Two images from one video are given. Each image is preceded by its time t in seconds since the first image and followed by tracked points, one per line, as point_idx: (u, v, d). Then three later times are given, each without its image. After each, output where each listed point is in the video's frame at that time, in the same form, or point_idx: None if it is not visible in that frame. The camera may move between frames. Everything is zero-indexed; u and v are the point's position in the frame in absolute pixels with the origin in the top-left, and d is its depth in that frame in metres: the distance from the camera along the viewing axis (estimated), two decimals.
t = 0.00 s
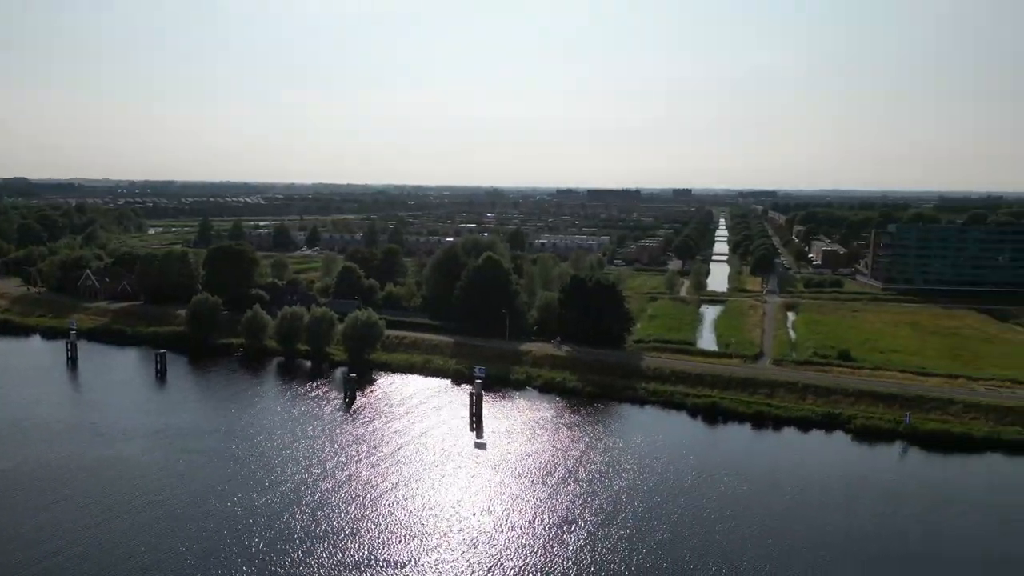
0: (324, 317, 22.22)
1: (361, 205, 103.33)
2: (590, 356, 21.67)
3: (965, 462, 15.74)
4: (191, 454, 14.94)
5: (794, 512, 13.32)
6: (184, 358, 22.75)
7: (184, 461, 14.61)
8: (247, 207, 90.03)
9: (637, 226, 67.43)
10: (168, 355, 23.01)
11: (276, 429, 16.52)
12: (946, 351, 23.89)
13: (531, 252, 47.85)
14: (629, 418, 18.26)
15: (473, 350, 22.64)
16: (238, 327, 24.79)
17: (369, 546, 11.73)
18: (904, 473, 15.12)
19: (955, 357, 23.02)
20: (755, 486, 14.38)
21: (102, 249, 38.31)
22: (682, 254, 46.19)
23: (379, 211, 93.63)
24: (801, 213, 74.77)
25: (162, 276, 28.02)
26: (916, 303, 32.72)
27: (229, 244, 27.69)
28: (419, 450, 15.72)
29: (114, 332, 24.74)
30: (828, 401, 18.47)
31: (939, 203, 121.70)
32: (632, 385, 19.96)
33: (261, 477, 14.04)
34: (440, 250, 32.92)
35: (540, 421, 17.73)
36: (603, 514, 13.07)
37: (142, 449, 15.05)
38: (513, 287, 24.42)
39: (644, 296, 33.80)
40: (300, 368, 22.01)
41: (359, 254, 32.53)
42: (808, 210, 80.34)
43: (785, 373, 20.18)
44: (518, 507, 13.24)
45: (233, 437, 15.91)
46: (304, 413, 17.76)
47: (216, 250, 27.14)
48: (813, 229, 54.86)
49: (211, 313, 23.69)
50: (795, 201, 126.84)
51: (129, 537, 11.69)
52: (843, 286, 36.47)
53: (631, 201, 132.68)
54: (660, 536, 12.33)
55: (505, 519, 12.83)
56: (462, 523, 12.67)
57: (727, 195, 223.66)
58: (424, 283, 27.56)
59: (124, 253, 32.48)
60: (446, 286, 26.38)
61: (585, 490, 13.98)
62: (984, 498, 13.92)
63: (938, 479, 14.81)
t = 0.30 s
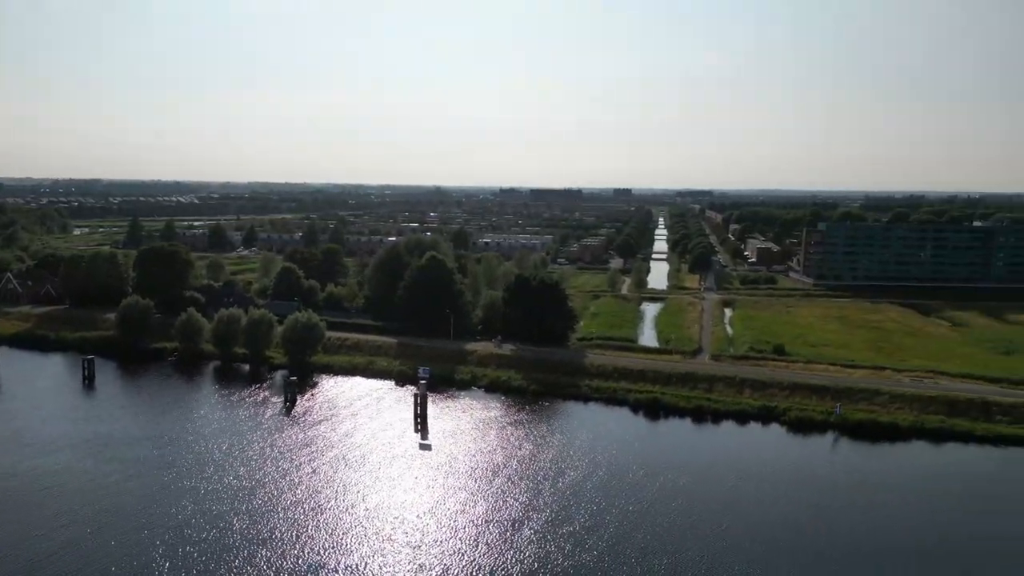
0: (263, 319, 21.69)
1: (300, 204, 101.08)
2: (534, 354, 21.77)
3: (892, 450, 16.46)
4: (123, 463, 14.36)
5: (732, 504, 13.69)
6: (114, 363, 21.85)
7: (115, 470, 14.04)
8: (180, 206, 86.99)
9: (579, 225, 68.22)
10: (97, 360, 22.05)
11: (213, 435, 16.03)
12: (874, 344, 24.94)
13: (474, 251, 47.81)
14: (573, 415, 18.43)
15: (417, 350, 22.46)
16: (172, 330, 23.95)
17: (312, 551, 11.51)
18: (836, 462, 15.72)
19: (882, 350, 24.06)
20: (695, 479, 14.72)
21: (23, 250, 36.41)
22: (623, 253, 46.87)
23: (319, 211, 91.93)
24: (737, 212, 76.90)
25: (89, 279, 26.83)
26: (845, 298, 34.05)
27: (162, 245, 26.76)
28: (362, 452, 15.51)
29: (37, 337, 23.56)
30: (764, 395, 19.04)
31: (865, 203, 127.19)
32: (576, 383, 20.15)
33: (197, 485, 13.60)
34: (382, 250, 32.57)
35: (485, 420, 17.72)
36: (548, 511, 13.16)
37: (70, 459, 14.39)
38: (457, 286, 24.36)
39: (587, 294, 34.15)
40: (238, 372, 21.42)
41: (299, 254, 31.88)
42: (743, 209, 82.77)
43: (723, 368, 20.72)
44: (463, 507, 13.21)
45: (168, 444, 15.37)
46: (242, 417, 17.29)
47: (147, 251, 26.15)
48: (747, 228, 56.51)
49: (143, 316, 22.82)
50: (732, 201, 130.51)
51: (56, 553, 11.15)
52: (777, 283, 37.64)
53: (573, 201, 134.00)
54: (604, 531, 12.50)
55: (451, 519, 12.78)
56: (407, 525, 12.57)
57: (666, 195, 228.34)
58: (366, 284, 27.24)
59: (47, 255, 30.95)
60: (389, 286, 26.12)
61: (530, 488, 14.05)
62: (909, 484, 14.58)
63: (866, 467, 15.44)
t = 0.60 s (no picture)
0: (205, 322, 21.12)
1: (244, 204, 98.60)
2: (484, 353, 21.78)
3: (831, 441, 17.04)
4: (58, 473, 13.81)
5: (678, 497, 13.96)
6: (47, 369, 20.96)
7: (49, 480, 13.49)
8: (117, 206, 83.93)
9: (529, 225, 68.48)
10: (28, 366, 21.13)
11: (153, 442, 15.55)
12: (813, 339, 25.77)
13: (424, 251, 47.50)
14: (523, 414, 18.49)
15: (366, 351, 22.20)
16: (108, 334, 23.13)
17: (258, 558, 11.28)
18: (778, 454, 16.18)
19: (822, 344, 24.86)
20: (643, 474, 14.96)
21: None
22: (572, 252, 47.26)
23: (265, 210, 89.93)
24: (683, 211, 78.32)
25: (18, 281, 25.66)
26: (786, 295, 35.07)
27: (96, 246, 25.82)
28: (310, 456, 15.26)
29: None
30: (710, 390, 19.47)
31: (805, 201, 131.19)
32: (526, 381, 20.24)
33: (137, 494, 13.17)
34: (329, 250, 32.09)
35: (435, 421, 17.63)
36: (499, 510, 13.18)
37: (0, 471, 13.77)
38: (406, 286, 24.18)
39: (537, 293, 34.32)
40: (180, 376, 20.81)
41: (242, 254, 31.15)
42: (689, 208, 84.33)
43: (670, 364, 21.11)
44: (413, 508, 13.14)
45: (106, 453, 14.84)
46: (185, 423, 16.81)
47: (81, 252, 25.17)
48: (693, 227, 57.65)
49: (77, 319, 21.96)
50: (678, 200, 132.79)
51: None
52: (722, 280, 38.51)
53: (523, 200, 134.36)
54: (553, 528, 12.60)
55: (399, 521, 12.69)
56: (356, 528, 12.43)
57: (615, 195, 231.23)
58: (314, 285, 26.80)
59: None
60: (337, 287, 25.76)
61: (480, 487, 14.05)
62: (846, 473, 15.13)
63: (806, 458, 15.96)
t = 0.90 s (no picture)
0: (159, 324, 20.61)
1: (199, 203, 96.29)
2: (446, 353, 21.70)
3: (787, 436, 17.42)
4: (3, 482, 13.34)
5: (638, 493, 14.12)
6: None
7: None
8: (65, 206, 81.16)
9: (491, 224, 68.44)
10: None
11: (104, 448, 15.10)
12: (769, 335, 26.32)
13: (384, 250, 47.11)
14: (485, 413, 18.46)
15: (326, 353, 21.93)
16: (57, 338, 22.39)
17: (215, 564, 11.07)
18: (736, 449, 16.48)
19: (777, 340, 25.44)
20: (604, 471, 15.08)
21: None
22: (534, 252, 47.39)
23: (221, 210, 88.08)
24: (642, 210, 79.17)
25: None
26: (743, 293, 35.75)
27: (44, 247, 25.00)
28: (269, 460, 15.01)
29: None
30: (670, 387, 19.75)
31: (760, 200, 133.93)
32: (488, 380, 20.24)
33: (87, 502, 12.78)
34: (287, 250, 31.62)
35: (397, 423, 17.47)
36: (460, 510, 13.16)
37: None
38: (366, 286, 23.98)
39: (498, 293, 34.32)
40: (132, 380, 20.27)
41: (197, 255, 30.47)
42: (648, 207, 85.35)
43: (631, 362, 21.34)
44: (374, 510, 13.02)
45: (55, 459, 14.37)
46: (138, 428, 16.38)
47: (27, 253, 24.33)
48: (652, 226, 58.32)
49: (23, 323, 21.24)
50: (638, 200, 134.42)
51: None
52: (681, 279, 39.06)
53: (484, 199, 134.16)
54: (515, 527, 12.62)
55: (361, 524, 12.55)
56: (315, 531, 12.27)
57: (575, 194, 232.48)
58: (272, 285, 26.37)
59: None
60: (295, 287, 25.40)
61: (441, 488, 14.00)
62: (802, 467, 15.50)
63: (763, 452, 16.30)
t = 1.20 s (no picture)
0: (104, 328, 19.94)
1: (144, 203, 93.40)
2: (403, 354, 21.52)
3: (741, 430, 17.80)
4: None
5: (595, 490, 14.24)
6: None
7: None
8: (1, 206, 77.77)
9: (447, 224, 68.14)
10: None
11: (46, 456, 14.56)
12: (722, 332, 26.85)
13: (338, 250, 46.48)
14: (444, 414, 18.38)
15: (279, 355, 21.52)
16: None
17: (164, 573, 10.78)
18: (691, 445, 16.77)
19: (729, 337, 25.96)
20: (561, 469, 15.17)
21: None
22: (490, 251, 47.37)
23: (169, 210, 85.54)
24: (598, 210, 79.79)
25: None
26: (696, 290, 36.38)
27: None
28: (221, 465, 14.67)
29: None
30: (627, 384, 19.98)
31: (712, 200, 136.49)
32: (446, 380, 20.15)
33: (28, 513, 12.32)
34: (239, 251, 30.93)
35: (353, 425, 17.24)
36: (417, 512, 13.07)
37: None
38: (320, 287, 23.63)
39: (455, 292, 34.19)
40: (76, 385, 19.56)
41: (144, 256, 29.57)
42: (604, 206, 86.03)
43: (587, 360, 21.51)
44: (331, 514, 12.84)
45: None
46: (82, 434, 15.84)
47: None
48: (608, 226, 58.88)
49: None
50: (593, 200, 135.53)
51: None
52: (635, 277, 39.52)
53: (440, 199, 133.48)
54: (473, 526, 12.60)
55: (317, 528, 12.36)
56: (268, 537, 12.04)
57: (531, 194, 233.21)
58: (222, 287, 25.77)
59: None
60: (247, 289, 24.88)
61: (399, 490, 13.88)
62: (754, 461, 15.86)
63: (717, 447, 16.62)
